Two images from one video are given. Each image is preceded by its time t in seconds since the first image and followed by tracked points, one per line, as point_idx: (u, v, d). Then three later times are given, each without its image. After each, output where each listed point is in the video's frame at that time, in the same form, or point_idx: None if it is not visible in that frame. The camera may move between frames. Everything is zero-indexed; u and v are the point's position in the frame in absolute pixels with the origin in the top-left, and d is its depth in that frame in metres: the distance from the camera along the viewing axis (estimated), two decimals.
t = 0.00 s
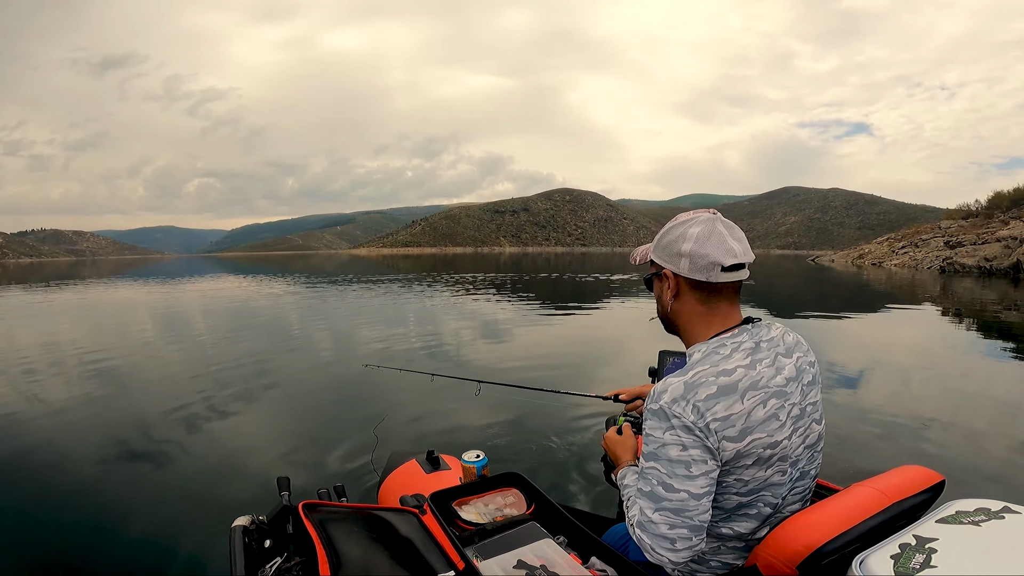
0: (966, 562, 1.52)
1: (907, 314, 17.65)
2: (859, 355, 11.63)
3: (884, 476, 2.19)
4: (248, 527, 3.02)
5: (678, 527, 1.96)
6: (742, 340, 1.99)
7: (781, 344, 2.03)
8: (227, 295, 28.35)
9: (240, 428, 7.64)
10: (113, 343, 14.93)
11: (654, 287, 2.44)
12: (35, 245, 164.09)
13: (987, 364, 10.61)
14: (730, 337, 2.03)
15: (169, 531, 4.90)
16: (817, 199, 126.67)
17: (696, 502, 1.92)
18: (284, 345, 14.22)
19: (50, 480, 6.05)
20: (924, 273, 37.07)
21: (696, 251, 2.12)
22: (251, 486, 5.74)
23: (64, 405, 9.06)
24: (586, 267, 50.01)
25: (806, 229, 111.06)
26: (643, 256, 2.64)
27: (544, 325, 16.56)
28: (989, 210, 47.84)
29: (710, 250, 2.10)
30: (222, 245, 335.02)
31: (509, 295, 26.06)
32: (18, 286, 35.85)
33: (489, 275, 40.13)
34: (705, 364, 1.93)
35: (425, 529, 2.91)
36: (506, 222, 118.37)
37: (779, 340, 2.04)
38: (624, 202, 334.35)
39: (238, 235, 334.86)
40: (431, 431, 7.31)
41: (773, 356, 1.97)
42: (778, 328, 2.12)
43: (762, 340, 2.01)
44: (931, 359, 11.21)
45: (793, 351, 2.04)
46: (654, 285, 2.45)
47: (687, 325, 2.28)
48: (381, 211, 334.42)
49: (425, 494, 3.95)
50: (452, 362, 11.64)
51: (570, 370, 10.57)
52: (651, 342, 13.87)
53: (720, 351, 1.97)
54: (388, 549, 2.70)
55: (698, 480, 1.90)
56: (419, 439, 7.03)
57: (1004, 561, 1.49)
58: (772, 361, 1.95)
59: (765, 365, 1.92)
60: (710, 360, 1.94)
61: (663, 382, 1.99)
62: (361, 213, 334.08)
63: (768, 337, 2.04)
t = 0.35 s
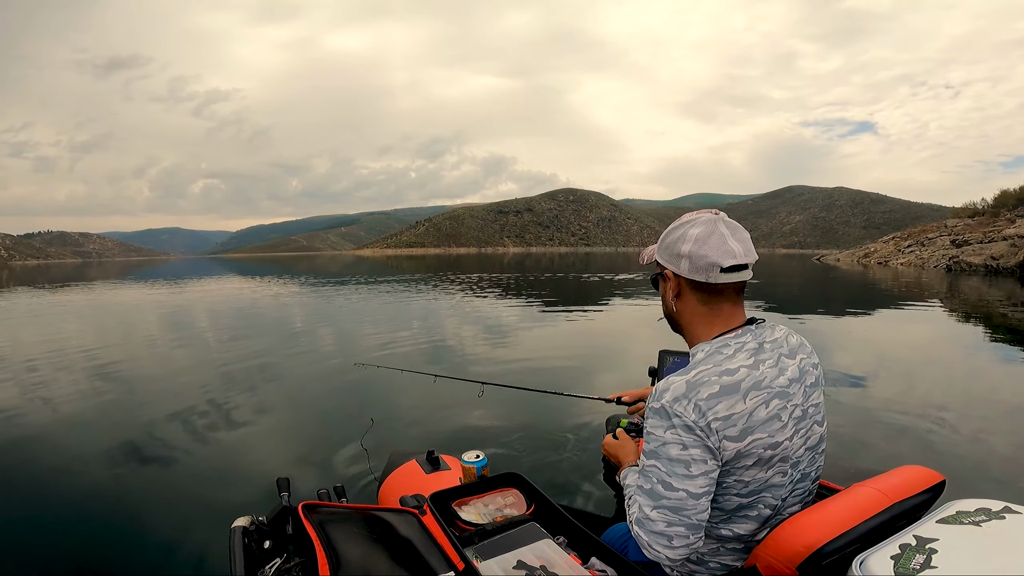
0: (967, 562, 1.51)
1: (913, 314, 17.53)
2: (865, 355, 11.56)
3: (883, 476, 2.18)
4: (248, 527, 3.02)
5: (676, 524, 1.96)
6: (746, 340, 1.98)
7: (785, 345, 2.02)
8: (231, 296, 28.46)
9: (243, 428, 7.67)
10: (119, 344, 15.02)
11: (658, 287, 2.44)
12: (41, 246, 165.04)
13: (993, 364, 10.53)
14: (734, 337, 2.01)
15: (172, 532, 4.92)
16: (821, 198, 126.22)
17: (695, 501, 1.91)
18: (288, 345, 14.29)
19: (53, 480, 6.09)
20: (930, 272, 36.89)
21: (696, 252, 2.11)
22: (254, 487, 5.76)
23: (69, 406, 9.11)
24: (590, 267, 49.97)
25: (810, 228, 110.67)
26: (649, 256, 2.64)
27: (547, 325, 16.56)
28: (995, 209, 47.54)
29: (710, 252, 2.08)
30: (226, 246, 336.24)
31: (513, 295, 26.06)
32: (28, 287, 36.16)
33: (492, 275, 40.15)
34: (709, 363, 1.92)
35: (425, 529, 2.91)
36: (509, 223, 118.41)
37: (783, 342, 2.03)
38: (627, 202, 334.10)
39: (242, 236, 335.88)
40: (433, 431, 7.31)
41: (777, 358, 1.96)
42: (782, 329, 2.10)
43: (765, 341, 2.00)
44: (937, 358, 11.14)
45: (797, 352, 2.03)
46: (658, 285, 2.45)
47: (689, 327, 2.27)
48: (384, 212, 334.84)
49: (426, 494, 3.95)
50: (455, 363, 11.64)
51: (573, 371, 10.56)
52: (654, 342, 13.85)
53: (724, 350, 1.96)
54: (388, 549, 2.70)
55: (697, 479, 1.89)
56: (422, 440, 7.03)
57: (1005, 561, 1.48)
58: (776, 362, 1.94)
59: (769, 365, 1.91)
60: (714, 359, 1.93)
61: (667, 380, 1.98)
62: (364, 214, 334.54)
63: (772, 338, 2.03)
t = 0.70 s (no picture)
0: (966, 562, 1.50)
1: (922, 319, 17.38)
2: (873, 359, 11.48)
3: (883, 477, 2.16)
4: (248, 527, 3.03)
5: (654, 517, 1.97)
6: (745, 340, 1.97)
7: (786, 347, 2.01)
8: (239, 299, 28.67)
9: (248, 430, 7.72)
10: (129, 346, 15.18)
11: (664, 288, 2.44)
12: (52, 249, 166.83)
13: (1004, 369, 10.43)
14: (734, 337, 2.00)
15: (177, 532, 4.95)
16: (829, 202, 125.54)
17: (676, 495, 1.92)
18: (294, 348, 14.36)
19: (60, 480, 6.14)
20: (940, 276, 36.60)
21: (703, 255, 2.10)
22: (258, 488, 5.79)
23: (78, 407, 9.21)
24: (597, 271, 49.79)
25: (818, 232, 110.04)
26: (655, 257, 2.63)
27: (552, 329, 16.56)
28: (1006, 213, 47.13)
29: (717, 254, 2.07)
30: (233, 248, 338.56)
31: (519, 298, 26.07)
32: (41, 290, 36.60)
33: (498, 279, 40.20)
34: (705, 361, 1.91)
35: (424, 530, 2.91)
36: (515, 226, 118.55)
37: (784, 343, 2.02)
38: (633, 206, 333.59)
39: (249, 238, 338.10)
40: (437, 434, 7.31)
41: (774, 358, 1.94)
42: (784, 331, 2.09)
43: (765, 342, 1.98)
44: (946, 363, 11.04)
45: (798, 354, 2.01)
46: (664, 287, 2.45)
47: (694, 327, 2.26)
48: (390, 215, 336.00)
49: (426, 494, 3.96)
50: (460, 366, 11.67)
51: (577, 375, 10.55)
52: (660, 346, 13.82)
53: (722, 349, 1.95)
54: (387, 549, 2.70)
55: (681, 474, 1.90)
56: (426, 442, 7.04)
57: (1006, 562, 1.46)
58: (775, 362, 1.92)
59: (766, 366, 1.90)
60: (710, 357, 1.92)
61: (662, 376, 1.97)
62: (370, 217, 335.81)
63: (773, 339, 2.01)
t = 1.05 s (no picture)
0: (966, 562, 1.49)
1: (925, 318, 17.34)
2: (875, 358, 11.45)
3: (883, 477, 2.15)
4: (248, 527, 3.03)
5: (657, 519, 1.96)
6: (746, 341, 1.96)
7: (787, 347, 2.00)
8: (241, 297, 28.69)
9: (249, 428, 7.72)
10: (130, 343, 15.19)
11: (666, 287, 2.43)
12: (55, 247, 167.11)
13: (1007, 368, 10.40)
14: (735, 338, 2.00)
15: (179, 530, 4.96)
16: (832, 201, 125.24)
17: (678, 496, 1.91)
18: (295, 346, 14.36)
19: (62, 478, 6.16)
20: (943, 275, 36.50)
21: (709, 253, 2.09)
22: (259, 486, 5.79)
23: (80, 405, 9.22)
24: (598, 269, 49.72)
25: (820, 230, 109.79)
26: (657, 255, 2.61)
27: (554, 328, 16.55)
28: (1010, 211, 47.00)
29: (723, 253, 2.06)
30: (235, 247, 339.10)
31: (520, 297, 26.04)
32: (43, 287, 36.62)
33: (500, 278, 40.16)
34: (705, 361, 1.91)
35: (424, 529, 2.91)
36: (517, 224, 118.45)
37: (785, 344, 2.01)
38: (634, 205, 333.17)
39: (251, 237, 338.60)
40: (438, 433, 7.31)
41: (774, 359, 1.93)
42: (786, 332, 2.08)
43: (765, 343, 1.97)
44: (948, 363, 11.00)
45: (799, 355, 2.00)
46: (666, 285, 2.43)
47: (696, 326, 2.25)
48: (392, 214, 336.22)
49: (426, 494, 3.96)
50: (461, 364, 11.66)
51: (578, 373, 10.54)
52: (661, 345, 13.80)
53: (723, 350, 1.94)
54: (387, 549, 2.70)
55: (682, 475, 1.89)
56: (427, 441, 7.04)
57: (1006, 562, 1.45)
58: (776, 363, 1.92)
59: (767, 367, 1.89)
60: (711, 358, 1.92)
61: (663, 376, 1.97)
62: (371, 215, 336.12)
63: (774, 340, 2.00)
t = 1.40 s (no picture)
0: (966, 562, 1.48)
1: (927, 322, 17.32)
2: (876, 362, 11.45)
3: (882, 476, 2.15)
4: (248, 527, 3.03)
5: (660, 518, 1.95)
6: (746, 340, 1.96)
7: (787, 346, 2.00)
8: (242, 295, 28.73)
9: (250, 426, 7.73)
10: (132, 341, 15.20)
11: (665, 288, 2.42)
12: (58, 244, 167.47)
13: (1008, 373, 10.39)
14: (735, 336, 1.99)
15: (180, 528, 4.96)
16: (834, 203, 125.07)
17: (681, 494, 1.90)
18: (296, 345, 14.39)
19: (63, 475, 6.17)
20: (945, 279, 36.49)
21: (706, 254, 2.09)
22: (259, 485, 5.81)
23: (81, 402, 9.24)
24: (600, 270, 49.63)
25: (823, 233, 109.65)
26: (657, 256, 2.61)
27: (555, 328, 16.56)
28: (1013, 216, 46.98)
29: (721, 254, 2.06)
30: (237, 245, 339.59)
31: (521, 297, 26.06)
32: (44, 284, 36.63)
33: (502, 278, 40.15)
34: (706, 360, 1.90)
35: (425, 529, 2.91)
36: (519, 225, 118.40)
37: (784, 343, 2.01)
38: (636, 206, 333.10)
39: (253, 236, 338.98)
40: (439, 433, 7.31)
41: (774, 357, 1.93)
42: (785, 331, 2.08)
43: (764, 341, 1.97)
44: (949, 366, 11.00)
45: (798, 354, 2.00)
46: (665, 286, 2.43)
47: (694, 326, 2.25)
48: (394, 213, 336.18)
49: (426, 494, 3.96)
50: (462, 365, 11.68)
51: (579, 374, 10.54)
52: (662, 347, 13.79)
53: (723, 348, 1.94)
54: (387, 548, 2.70)
55: (684, 472, 1.88)
56: (427, 441, 7.04)
57: (1005, 562, 1.45)
58: (775, 362, 1.92)
59: (768, 365, 1.89)
60: (711, 356, 1.91)
61: (663, 374, 1.97)
62: (373, 215, 335.89)
63: (773, 339, 2.00)
